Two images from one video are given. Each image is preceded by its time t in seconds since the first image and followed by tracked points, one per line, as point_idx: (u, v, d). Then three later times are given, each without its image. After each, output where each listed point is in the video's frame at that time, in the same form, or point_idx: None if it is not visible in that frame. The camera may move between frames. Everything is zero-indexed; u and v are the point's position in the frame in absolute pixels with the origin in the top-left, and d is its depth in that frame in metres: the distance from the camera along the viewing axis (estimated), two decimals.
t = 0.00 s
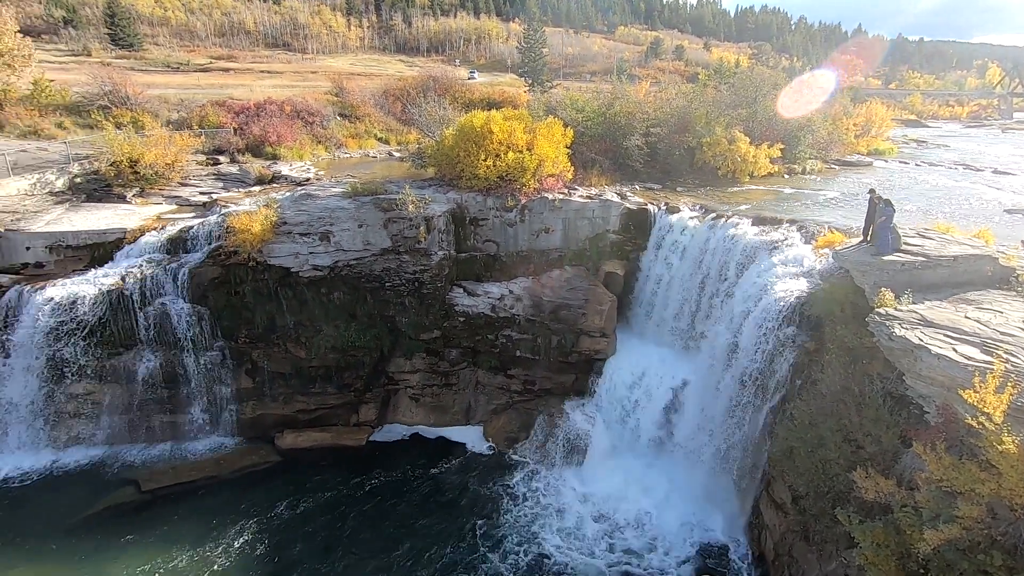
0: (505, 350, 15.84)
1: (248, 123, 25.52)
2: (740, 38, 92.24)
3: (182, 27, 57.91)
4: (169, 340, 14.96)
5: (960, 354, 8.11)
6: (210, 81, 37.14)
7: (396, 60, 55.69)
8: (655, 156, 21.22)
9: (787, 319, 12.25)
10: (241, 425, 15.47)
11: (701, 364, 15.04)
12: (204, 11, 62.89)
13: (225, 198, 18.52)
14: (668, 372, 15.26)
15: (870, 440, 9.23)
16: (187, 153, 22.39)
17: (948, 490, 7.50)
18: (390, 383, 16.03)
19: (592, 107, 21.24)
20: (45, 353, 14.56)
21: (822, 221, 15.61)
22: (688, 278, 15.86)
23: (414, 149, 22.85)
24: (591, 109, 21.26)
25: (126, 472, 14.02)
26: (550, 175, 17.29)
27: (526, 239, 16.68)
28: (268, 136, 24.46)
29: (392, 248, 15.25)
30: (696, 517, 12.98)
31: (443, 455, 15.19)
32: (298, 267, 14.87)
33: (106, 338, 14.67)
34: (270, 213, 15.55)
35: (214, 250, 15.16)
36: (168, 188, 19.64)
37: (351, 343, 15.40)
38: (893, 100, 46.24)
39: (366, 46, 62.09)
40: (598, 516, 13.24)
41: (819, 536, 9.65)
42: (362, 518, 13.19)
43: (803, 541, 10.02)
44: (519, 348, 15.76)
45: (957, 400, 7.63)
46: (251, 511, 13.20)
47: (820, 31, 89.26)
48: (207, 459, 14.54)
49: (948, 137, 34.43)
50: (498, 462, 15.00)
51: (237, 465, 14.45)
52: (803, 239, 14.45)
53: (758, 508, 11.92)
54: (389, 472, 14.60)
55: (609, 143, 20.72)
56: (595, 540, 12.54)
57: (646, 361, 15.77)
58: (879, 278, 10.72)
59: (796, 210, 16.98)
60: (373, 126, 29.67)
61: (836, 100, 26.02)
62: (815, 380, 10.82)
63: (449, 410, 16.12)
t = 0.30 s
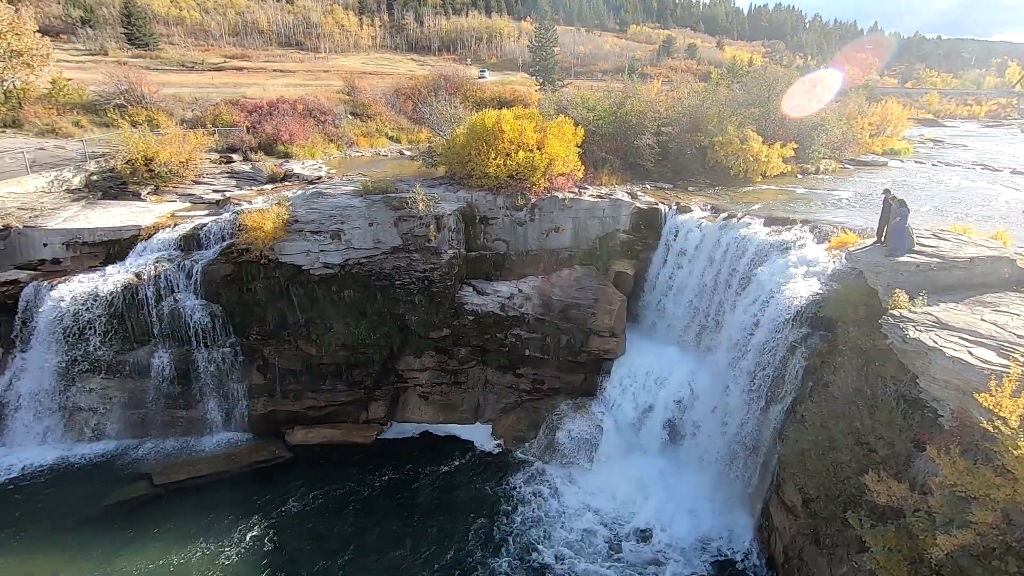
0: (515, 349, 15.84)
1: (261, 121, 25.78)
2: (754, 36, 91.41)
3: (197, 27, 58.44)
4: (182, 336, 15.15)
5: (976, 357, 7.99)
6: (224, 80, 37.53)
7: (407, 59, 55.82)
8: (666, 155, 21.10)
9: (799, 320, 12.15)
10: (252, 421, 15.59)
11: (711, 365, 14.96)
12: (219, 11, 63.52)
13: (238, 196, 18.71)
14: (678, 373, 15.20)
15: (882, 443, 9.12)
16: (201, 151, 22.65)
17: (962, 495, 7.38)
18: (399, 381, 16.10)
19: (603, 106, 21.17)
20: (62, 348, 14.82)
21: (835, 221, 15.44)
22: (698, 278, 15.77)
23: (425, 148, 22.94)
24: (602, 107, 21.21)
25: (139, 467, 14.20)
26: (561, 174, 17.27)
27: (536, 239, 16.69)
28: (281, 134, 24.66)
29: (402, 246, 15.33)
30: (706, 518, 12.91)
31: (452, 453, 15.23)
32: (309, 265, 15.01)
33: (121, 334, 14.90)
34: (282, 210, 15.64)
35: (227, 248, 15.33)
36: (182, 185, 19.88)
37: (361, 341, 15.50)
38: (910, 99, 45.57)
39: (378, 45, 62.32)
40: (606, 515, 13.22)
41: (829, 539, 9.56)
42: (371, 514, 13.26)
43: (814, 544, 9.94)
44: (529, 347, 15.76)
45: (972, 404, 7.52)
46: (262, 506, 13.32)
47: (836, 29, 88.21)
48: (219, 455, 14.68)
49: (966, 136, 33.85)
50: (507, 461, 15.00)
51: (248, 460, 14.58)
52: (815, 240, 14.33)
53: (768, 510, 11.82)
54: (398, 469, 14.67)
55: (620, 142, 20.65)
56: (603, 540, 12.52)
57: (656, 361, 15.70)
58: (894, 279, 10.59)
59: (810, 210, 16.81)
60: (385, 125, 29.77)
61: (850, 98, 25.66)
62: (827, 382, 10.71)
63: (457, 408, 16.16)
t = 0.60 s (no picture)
0: (523, 348, 15.85)
1: (272, 120, 26.03)
2: (767, 35, 90.63)
3: (210, 26, 58.95)
4: (194, 333, 15.33)
5: (991, 360, 7.88)
6: (237, 79, 37.86)
7: (418, 58, 55.92)
8: (677, 155, 20.96)
9: (810, 321, 12.04)
10: (262, 418, 15.72)
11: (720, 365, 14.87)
12: (232, 11, 64.09)
13: (250, 194, 18.87)
14: (687, 373, 15.13)
15: (894, 446, 9.00)
16: (214, 150, 22.88)
17: (975, 499, 7.26)
18: (408, 379, 16.17)
19: (613, 105, 21.11)
20: (78, 344, 15.06)
21: (848, 222, 15.27)
22: (708, 278, 15.67)
23: (435, 147, 23.00)
24: (613, 107, 21.15)
25: (152, 461, 14.38)
26: (571, 173, 17.23)
27: (545, 238, 16.66)
28: (292, 133, 24.83)
29: (411, 245, 15.40)
30: (715, 519, 12.84)
31: (460, 452, 15.27)
32: (319, 263, 15.10)
33: (134, 330, 15.10)
34: (293, 209, 15.75)
35: (239, 246, 15.50)
36: (195, 184, 20.08)
37: (370, 339, 15.59)
38: (926, 98, 44.91)
39: (389, 44, 62.54)
40: (614, 515, 13.19)
41: (839, 543, 9.49)
42: (379, 512, 13.33)
43: (823, 547, 9.87)
44: (537, 347, 15.76)
45: (987, 408, 7.41)
46: (272, 502, 13.44)
47: (850, 28, 87.32)
48: (230, 451, 14.83)
49: (984, 136, 33.28)
50: (515, 460, 15.02)
51: (258, 456, 14.71)
52: (827, 240, 14.20)
53: (777, 512, 11.73)
54: (407, 467, 14.74)
55: (630, 141, 20.58)
56: (611, 540, 12.50)
57: (665, 361, 15.64)
58: (908, 280, 10.46)
59: (822, 211, 16.64)
60: (396, 125, 29.85)
61: (865, 98, 25.33)
62: (839, 384, 10.60)
63: (466, 407, 16.19)
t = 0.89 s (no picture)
0: (531, 347, 15.85)
1: (282, 119, 26.31)
2: (778, 33, 89.89)
3: (222, 26, 59.39)
4: (206, 330, 15.50)
5: (1005, 362, 7.76)
6: (247, 78, 38.11)
7: (428, 57, 56.03)
8: (687, 154, 20.83)
9: (820, 321, 11.94)
10: (272, 415, 15.83)
11: (729, 366, 14.80)
12: (243, 11, 64.56)
13: (261, 193, 19.01)
14: (696, 373, 15.07)
15: (905, 449, 8.89)
16: (226, 149, 23.05)
17: (988, 504, 7.15)
18: (417, 377, 16.24)
19: (623, 104, 21.03)
20: (91, 340, 15.26)
21: (860, 222, 15.11)
22: (718, 278, 15.59)
23: (444, 146, 23.05)
24: (622, 106, 21.07)
25: (163, 457, 14.54)
26: (580, 172, 17.23)
27: (554, 237, 16.65)
28: (302, 132, 24.97)
29: (420, 243, 15.46)
30: (723, 521, 12.78)
31: (468, 450, 15.30)
32: (329, 261, 15.19)
33: (147, 327, 15.29)
34: (303, 208, 15.86)
35: (250, 244, 15.64)
36: (207, 182, 20.25)
37: (378, 337, 15.67)
38: (940, 96, 44.34)
39: (398, 44, 62.73)
40: (622, 515, 13.17)
41: (849, 545, 9.48)
42: (387, 510, 13.39)
43: (834, 550, 9.82)
44: (545, 346, 15.75)
45: (1002, 411, 7.29)
46: (282, 498, 13.55)
47: (863, 26, 86.47)
48: (240, 447, 14.95)
49: (1000, 135, 32.82)
50: (522, 459, 15.02)
51: (268, 453, 14.82)
52: (839, 240, 14.07)
53: (786, 514, 11.65)
54: (415, 465, 14.79)
55: (639, 140, 20.50)
56: (619, 540, 12.48)
57: (675, 360, 15.56)
58: (920, 282, 10.34)
59: (834, 211, 16.48)
60: (405, 124, 29.92)
61: (878, 96, 25.08)
62: (849, 386, 10.52)
63: (473, 405, 16.20)
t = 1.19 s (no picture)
0: (539, 346, 15.84)
1: (292, 118, 26.52)
2: (788, 30, 89.15)
3: (233, 26, 59.84)
4: (216, 327, 15.64)
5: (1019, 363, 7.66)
6: (257, 78, 38.34)
7: (436, 57, 56.10)
8: (696, 152, 20.70)
9: (830, 321, 11.83)
10: (280, 412, 15.92)
11: (738, 366, 14.70)
12: (254, 11, 64.99)
13: (270, 192, 19.14)
14: (704, 373, 14.98)
15: (916, 450, 8.80)
16: (236, 148, 23.22)
17: (1001, 507, 7.06)
18: (424, 375, 16.29)
19: (631, 103, 20.96)
20: (103, 337, 15.45)
21: (872, 221, 14.97)
22: (727, 278, 15.49)
23: (452, 145, 23.09)
24: (631, 104, 20.99)
25: (174, 453, 14.70)
26: (588, 171, 17.18)
27: (562, 235, 16.58)
28: (311, 131, 25.11)
29: (428, 242, 15.51)
30: (731, 521, 12.71)
31: (475, 449, 15.33)
32: (337, 259, 15.25)
33: (158, 324, 15.45)
34: (312, 206, 15.97)
35: (259, 242, 15.76)
36: (217, 181, 20.41)
37: (386, 336, 15.72)
38: (955, 94, 43.73)
39: (407, 44, 62.90)
40: (629, 515, 13.14)
41: (859, 548, 9.42)
42: (395, 508, 13.45)
43: (843, 553, 9.76)
44: (553, 345, 15.73)
45: (1015, 413, 7.20)
46: (291, 495, 13.65)
47: (875, 23, 85.56)
48: (250, 444, 15.07)
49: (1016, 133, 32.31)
50: (529, 458, 15.02)
51: (276, 451, 14.92)
52: (850, 239, 13.93)
53: (795, 516, 11.58)
54: (423, 463, 14.84)
55: (648, 139, 20.42)
56: (626, 540, 12.46)
57: (683, 360, 15.48)
58: (932, 281, 10.23)
59: (845, 210, 16.32)
60: (413, 123, 29.96)
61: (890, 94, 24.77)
62: (859, 387, 10.42)
63: (481, 404, 16.23)
